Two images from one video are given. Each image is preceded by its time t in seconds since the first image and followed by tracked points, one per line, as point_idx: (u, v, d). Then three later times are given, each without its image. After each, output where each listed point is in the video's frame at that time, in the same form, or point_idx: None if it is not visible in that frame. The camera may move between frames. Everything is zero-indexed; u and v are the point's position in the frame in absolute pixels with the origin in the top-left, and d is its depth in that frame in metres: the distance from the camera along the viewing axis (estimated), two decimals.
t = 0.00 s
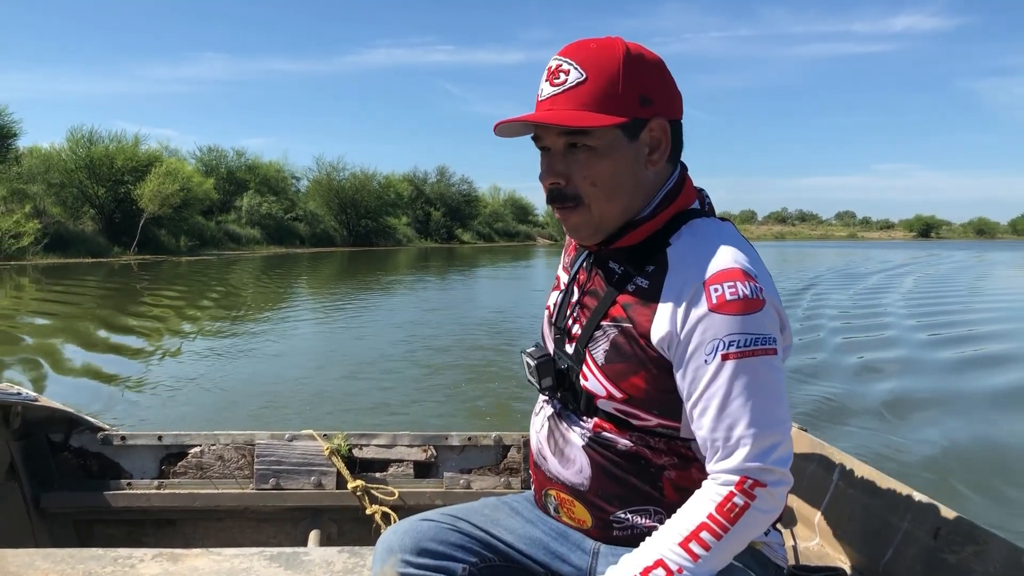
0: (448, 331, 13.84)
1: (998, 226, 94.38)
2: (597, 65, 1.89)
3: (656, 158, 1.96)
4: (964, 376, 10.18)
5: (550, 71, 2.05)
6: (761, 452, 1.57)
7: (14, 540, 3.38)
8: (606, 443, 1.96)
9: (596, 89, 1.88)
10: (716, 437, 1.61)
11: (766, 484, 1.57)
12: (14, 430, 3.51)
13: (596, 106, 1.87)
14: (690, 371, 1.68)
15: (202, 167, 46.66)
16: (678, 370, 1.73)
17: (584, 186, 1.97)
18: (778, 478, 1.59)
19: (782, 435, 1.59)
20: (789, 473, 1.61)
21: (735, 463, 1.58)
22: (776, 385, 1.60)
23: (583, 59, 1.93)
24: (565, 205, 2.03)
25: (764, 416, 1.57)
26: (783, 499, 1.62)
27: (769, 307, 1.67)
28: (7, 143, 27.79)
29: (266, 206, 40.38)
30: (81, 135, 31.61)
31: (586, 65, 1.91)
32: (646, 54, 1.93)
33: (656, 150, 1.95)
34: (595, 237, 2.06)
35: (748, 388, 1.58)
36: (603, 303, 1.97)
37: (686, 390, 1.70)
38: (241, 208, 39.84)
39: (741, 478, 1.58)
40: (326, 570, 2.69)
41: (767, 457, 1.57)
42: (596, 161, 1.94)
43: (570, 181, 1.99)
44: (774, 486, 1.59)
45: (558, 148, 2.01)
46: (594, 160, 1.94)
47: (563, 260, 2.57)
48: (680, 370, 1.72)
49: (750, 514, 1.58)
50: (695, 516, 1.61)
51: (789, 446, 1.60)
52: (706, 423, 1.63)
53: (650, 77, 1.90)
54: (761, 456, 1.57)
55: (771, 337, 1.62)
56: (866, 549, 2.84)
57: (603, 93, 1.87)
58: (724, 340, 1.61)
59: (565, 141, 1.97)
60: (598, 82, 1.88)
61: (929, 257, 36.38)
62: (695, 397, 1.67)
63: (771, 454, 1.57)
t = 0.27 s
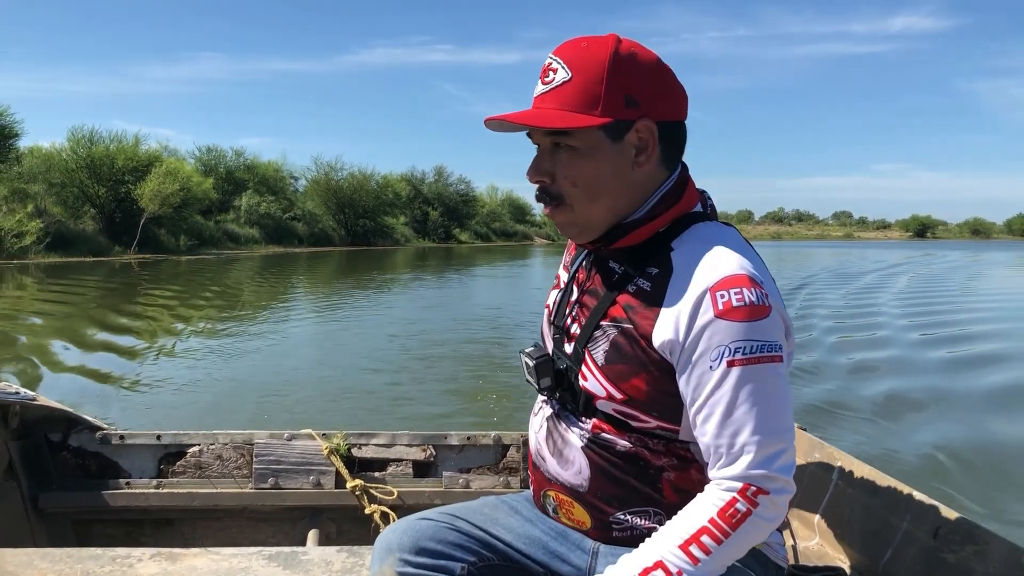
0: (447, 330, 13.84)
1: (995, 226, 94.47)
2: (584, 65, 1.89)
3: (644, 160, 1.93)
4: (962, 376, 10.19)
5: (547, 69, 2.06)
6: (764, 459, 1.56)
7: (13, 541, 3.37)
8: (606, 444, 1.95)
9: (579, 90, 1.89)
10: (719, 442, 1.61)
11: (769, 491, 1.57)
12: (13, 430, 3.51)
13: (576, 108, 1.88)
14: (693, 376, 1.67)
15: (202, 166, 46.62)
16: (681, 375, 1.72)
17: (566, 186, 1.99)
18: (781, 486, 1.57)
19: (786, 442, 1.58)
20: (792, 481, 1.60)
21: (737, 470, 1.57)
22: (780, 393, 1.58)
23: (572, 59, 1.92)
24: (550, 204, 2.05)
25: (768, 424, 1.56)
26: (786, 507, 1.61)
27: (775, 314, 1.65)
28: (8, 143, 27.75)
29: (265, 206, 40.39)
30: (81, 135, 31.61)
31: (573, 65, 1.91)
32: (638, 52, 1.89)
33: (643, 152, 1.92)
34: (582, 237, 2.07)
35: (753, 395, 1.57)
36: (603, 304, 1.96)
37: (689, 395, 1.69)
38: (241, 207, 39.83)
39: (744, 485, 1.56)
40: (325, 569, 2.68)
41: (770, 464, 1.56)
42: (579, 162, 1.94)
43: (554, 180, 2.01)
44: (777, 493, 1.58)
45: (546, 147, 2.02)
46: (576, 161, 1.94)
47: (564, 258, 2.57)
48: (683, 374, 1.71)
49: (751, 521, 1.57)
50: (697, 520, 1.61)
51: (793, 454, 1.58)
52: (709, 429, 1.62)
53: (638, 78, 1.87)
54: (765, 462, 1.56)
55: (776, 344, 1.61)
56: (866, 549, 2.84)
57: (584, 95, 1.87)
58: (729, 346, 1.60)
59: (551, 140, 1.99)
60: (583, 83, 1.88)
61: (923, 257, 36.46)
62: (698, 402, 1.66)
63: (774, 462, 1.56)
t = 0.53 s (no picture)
0: (444, 328, 13.84)
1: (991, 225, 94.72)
2: (574, 62, 1.89)
3: (632, 158, 1.92)
4: (957, 374, 10.22)
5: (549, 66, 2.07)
6: (766, 458, 1.56)
7: (9, 539, 3.37)
8: (607, 442, 1.95)
9: (569, 88, 1.90)
10: (722, 439, 1.61)
11: (768, 490, 1.57)
12: (9, 428, 3.50)
13: (564, 106, 1.89)
14: (699, 373, 1.66)
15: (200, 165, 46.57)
16: (685, 372, 1.72)
17: (557, 182, 2.00)
18: (781, 485, 1.58)
19: (788, 442, 1.58)
20: (791, 481, 1.61)
21: (738, 468, 1.58)
22: (785, 391, 1.59)
23: (566, 56, 1.93)
24: (546, 199, 2.07)
25: (772, 423, 1.57)
26: (784, 506, 1.62)
27: (781, 313, 1.65)
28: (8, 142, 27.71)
29: (263, 204, 40.36)
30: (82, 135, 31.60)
31: (566, 62, 1.92)
32: (631, 49, 1.87)
33: (632, 150, 1.91)
34: (577, 232, 2.08)
35: (758, 392, 1.57)
36: (609, 299, 1.95)
37: (693, 391, 1.69)
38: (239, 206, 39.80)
39: (744, 483, 1.57)
40: (321, 568, 2.68)
41: (771, 463, 1.56)
42: (569, 159, 1.95)
43: (548, 175, 2.03)
44: (777, 492, 1.58)
45: (542, 143, 2.04)
46: (566, 158, 1.96)
47: (565, 256, 2.57)
48: (689, 371, 1.70)
49: (750, 520, 1.58)
50: (696, 518, 1.61)
51: (794, 453, 1.59)
52: (712, 426, 1.62)
53: (628, 75, 1.85)
54: (766, 461, 1.57)
55: (782, 342, 1.61)
56: (862, 548, 2.85)
57: (572, 92, 1.89)
58: (737, 343, 1.59)
59: (544, 135, 2.01)
60: (572, 80, 1.89)
61: (917, 256, 36.57)
62: (702, 398, 1.65)
63: (776, 461, 1.57)
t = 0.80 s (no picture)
0: (440, 326, 13.83)
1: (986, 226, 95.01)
2: (569, 64, 1.89)
3: (623, 161, 1.90)
4: (951, 373, 10.25)
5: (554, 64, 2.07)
6: (762, 454, 1.57)
7: None
8: (603, 436, 1.95)
9: (563, 90, 1.90)
10: (719, 435, 1.61)
11: (763, 486, 1.58)
12: None
13: (558, 108, 1.90)
14: (698, 369, 1.66)
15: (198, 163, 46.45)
16: (684, 367, 1.71)
17: (554, 182, 2.02)
18: (774, 482, 1.59)
19: (783, 440, 1.59)
20: (785, 479, 1.61)
21: (733, 465, 1.58)
22: (782, 389, 1.59)
23: (563, 58, 1.93)
24: (547, 197, 2.09)
25: (769, 420, 1.57)
26: (778, 504, 1.62)
27: (781, 312, 1.65)
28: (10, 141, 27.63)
29: (261, 203, 40.29)
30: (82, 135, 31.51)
31: (563, 64, 1.92)
32: (624, 52, 1.84)
33: (623, 154, 1.90)
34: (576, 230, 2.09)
35: (756, 390, 1.57)
36: (611, 293, 1.95)
37: (691, 387, 1.69)
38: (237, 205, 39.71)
39: (739, 481, 1.57)
40: (313, 567, 2.68)
41: (766, 460, 1.57)
42: (563, 160, 1.96)
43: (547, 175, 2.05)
44: (771, 489, 1.59)
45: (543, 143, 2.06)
46: (560, 160, 1.97)
47: (566, 250, 2.56)
48: (688, 366, 1.70)
49: (744, 518, 1.58)
50: (690, 516, 1.61)
51: (788, 451, 1.60)
52: (709, 422, 1.62)
53: (620, 79, 1.83)
54: (762, 459, 1.57)
55: (780, 340, 1.61)
56: (854, 547, 2.85)
57: (565, 95, 1.89)
58: (736, 340, 1.59)
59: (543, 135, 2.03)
60: (567, 83, 1.89)
61: (912, 255, 36.65)
62: (700, 394, 1.65)
63: (770, 459, 1.57)
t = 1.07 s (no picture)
0: (437, 327, 13.83)
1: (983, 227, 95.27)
2: (571, 63, 1.88)
3: (625, 161, 1.90)
4: (948, 373, 10.26)
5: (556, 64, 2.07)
6: (756, 453, 1.57)
7: None
8: (598, 434, 1.94)
9: (565, 90, 1.90)
10: (713, 433, 1.60)
11: (756, 486, 1.57)
12: None
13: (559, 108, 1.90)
14: (694, 366, 1.65)
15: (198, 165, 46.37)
16: (680, 365, 1.71)
17: (554, 181, 2.01)
18: (767, 482, 1.59)
19: (777, 439, 1.59)
20: (778, 479, 1.61)
21: (727, 464, 1.57)
22: (776, 387, 1.59)
23: (565, 57, 1.92)
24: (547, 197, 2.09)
25: (763, 419, 1.57)
26: (770, 504, 1.62)
27: (777, 311, 1.65)
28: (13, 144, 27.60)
29: (261, 205, 40.25)
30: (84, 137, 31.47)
31: (565, 62, 1.91)
32: (628, 52, 1.84)
33: (625, 153, 1.89)
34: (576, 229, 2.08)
35: (752, 388, 1.57)
36: (609, 290, 1.94)
37: (686, 385, 1.68)
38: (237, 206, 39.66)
39: (732, 480, 1.57)
40: (307, 569, 2.67)
41: (759, 459, 1.57)
42: (564, 159, 1.95)
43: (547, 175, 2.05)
44: (764, 488, 1.59)
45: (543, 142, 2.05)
46: (561, 160, 1.96)
47: (564, 247, 2.55)
48: (684, 364, 1.69)
49: (737, 516, 1.58)
50: (683, 516, 1.61)
51: (782, 450, 1.60)
52: (704, 419, 1.62)
53: (622, 79, 1.83)
54: (755, 458, 1.57)
55: (776, 339, 1.61)
56: (848, 548, 2.85)
57: (567, 94, 1.89)
58: (732, 338, 1.59)
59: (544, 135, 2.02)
60: (569, 82, 1.89)
61: (910, 256, 36.71)
62: (695, 392, 1.65)
63: (764, 457, 1.57)
